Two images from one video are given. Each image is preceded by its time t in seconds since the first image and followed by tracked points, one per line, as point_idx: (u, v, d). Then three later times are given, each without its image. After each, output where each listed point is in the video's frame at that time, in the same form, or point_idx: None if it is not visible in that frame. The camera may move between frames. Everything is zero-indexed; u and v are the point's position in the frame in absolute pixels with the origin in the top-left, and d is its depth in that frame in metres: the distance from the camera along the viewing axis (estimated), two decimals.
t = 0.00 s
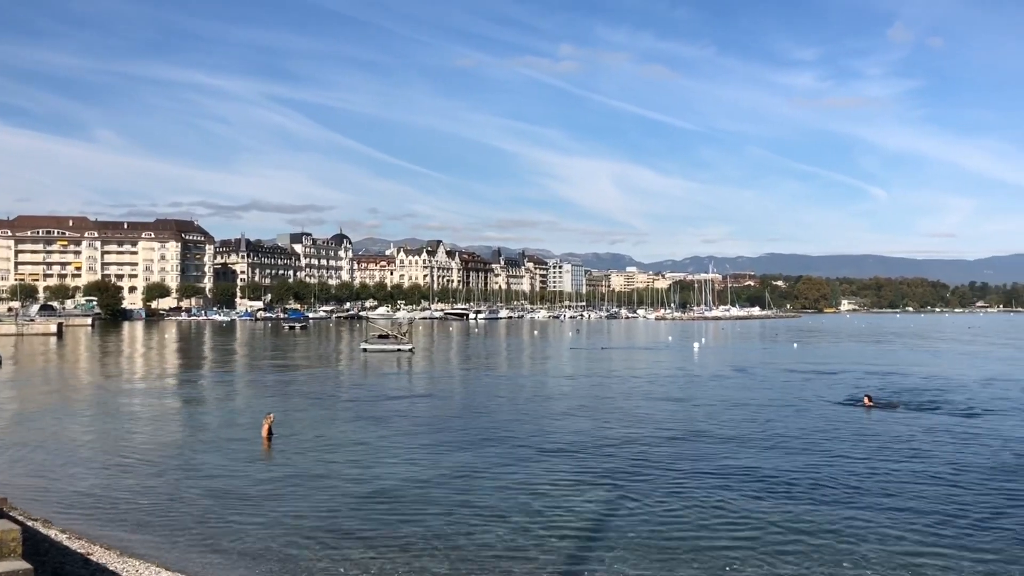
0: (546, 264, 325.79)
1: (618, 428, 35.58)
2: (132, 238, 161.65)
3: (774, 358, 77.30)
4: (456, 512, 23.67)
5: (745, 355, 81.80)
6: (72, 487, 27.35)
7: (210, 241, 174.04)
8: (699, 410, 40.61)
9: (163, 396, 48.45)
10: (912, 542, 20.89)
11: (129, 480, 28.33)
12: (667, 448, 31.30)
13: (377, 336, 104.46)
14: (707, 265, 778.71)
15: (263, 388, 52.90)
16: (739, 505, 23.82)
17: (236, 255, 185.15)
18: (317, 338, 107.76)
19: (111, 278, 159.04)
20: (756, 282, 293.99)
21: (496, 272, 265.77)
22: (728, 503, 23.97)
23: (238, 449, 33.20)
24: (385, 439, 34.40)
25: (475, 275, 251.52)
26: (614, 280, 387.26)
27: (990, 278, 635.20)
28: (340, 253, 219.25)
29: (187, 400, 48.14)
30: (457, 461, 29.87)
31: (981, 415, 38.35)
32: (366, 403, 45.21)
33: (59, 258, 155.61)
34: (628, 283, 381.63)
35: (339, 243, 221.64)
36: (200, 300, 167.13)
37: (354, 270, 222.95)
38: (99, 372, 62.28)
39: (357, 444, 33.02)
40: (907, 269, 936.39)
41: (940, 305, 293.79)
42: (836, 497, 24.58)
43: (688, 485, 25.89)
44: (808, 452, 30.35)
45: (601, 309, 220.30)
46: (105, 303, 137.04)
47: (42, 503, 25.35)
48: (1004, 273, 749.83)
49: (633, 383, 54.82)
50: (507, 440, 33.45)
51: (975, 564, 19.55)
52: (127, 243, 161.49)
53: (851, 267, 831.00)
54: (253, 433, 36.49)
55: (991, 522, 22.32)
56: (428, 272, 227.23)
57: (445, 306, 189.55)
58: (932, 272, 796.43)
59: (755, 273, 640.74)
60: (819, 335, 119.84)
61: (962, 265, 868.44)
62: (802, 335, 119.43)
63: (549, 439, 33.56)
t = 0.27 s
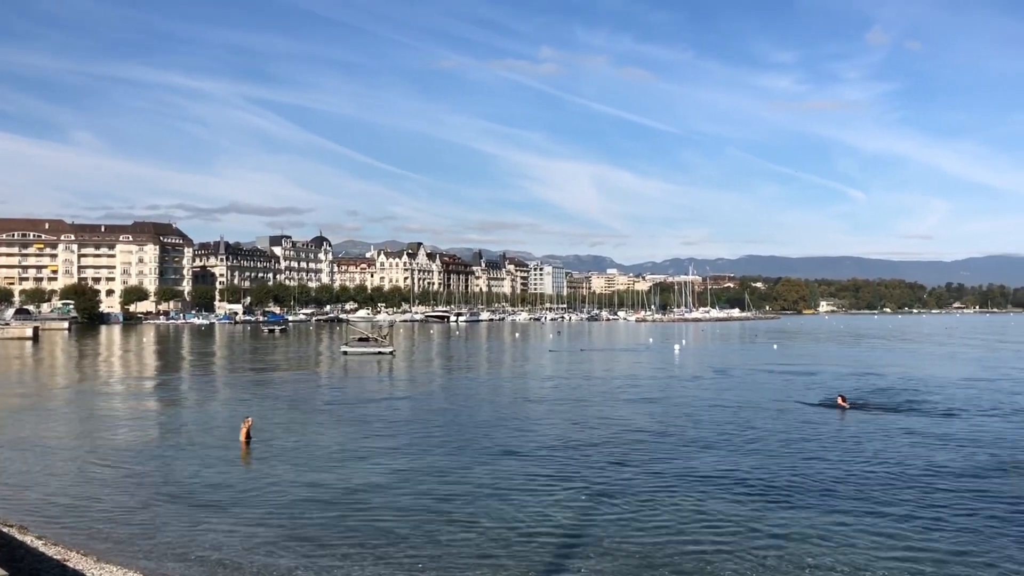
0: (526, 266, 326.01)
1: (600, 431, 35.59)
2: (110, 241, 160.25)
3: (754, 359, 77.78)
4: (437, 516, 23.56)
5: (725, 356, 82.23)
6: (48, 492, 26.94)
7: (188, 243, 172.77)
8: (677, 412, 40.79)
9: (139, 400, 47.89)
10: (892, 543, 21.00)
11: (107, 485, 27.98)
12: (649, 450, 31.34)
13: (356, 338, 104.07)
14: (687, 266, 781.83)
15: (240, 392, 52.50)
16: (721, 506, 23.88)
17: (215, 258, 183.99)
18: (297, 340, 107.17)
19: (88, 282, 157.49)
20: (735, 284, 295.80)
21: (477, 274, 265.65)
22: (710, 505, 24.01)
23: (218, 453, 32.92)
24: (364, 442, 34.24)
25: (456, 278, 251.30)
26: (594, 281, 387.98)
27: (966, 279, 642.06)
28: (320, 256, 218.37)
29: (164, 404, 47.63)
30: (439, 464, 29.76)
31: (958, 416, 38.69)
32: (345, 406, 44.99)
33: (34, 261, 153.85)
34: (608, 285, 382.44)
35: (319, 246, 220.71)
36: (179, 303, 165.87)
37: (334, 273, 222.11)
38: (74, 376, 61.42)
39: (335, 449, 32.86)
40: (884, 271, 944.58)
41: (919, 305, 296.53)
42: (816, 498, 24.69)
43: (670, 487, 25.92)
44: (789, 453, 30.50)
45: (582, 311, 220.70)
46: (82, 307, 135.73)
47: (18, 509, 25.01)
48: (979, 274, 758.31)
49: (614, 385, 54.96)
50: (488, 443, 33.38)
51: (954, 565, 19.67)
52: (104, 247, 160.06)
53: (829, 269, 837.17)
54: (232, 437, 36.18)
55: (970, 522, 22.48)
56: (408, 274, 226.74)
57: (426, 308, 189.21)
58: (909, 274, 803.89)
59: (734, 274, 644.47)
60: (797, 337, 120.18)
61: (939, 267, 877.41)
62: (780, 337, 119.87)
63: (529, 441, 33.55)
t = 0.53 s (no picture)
0: (508, 268, 325.66)
1: (583, 433, 35.35)
2: (87, 243, 158.54)
3: (735, 361, 77.92)
4: (417, 520, 23.19)
5: (706, 357, 82.34)
6: (23, 497, 26.46)
7: (167, 245, 171.28)
8: (659, 414, 40.80)
9: (116, 403, 47.22)
10: (877, 547, 20.85)
11: (82, 490, 27.44)
12: (632, 453, 31.12)
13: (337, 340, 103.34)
14: (668, 268, 784.41)
15: (220, 395, 51.93)
16: (705, 510, 23.67)
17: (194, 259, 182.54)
18: (277, 343, 106.28)
19: (65, 284, 155.77)
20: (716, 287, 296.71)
21: (459, 276, 265.08)
22: (694, 508, 23.78)
23: (196, 457, 32.40)
24: (346, 444, 33.97)
25: (437, 280, 250.60)
26: (576, 283, 387.98)
27: (944, 281, 647.85)
28: (301, 258, 217.12)
29: (142, 406, 47.02)
30: (421, 468, 29.41)
31: (941, 418, 38.70)
32: (326, 409, 44.64)
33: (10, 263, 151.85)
34: (590, 287, 382.77)
35: (299, 248, 219.40)
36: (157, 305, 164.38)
37: (315, 275, 220.90)
38: (49, 379, 60.50)
39: (317, 452, 32.57)
40: (863, 273, 951.42)
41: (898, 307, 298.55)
42: (800, 501, 24.54)
43: (654, 490, 25.70)
44: (773, 456, 30.36)
45: (564, 313, 220.63)
46: (59, 309, 134.18)
47: None
48: (957, 276, 765.44)
49: (597, 387, 54.80)
50: (470, 445, 33.05)
51: (939, 568, 19.53)
52: (81, 248, 158.32)
53: (809, 271, 842.40)
54: (211, 441, 35.66)
55: (953, 525, 22.38)
56: (389, 276, 225.80)
57: (407, 311, 188.44)
58: (887, 276, 810.51)
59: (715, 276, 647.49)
60: (779, 339, 120.67)
61: (917, 269, 885.07)
62: (761, 339, 120.30)
63: (511, 443, 33.45)
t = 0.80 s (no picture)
0: (490, 269, 325.52)
1: (566, 435, 35.22)
2: (65, 244, 156.97)
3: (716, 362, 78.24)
4: (399, 524, 22.94)
5: (687, 359, 82.56)
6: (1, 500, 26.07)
7: (146, 246, 169.94)
8: (641, 415, 40.87)
9: (94, 406, 46.68)
10: (860, 547, 20.77)
11: (61, 493, 27.08)
12: (615, 455, 31.04)
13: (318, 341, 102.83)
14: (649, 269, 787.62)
15: (200, 397, 51.45)
16: (688, 510, 23.60)
17: (174, 261, 181.14)
18: (258, 344, 105.59)
19: (42, 285, 154.09)
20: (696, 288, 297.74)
21: (441, 277, 264.78)
22: (679, 510, 23.66)
23: (175, 459, 32.02)
24: (328, 447, 33.76)
25: (418, 281, 249.99)
26: (557, 285, 388.40)
27: (921, 283, 653.69)
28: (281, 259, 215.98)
29: (120, 408, 46.51)
30: (404, 469, 29.24)
31: (921, 418, 38.84)
32: (307, 410, 44.36)
33: None
34: (571, 288, 383.16)
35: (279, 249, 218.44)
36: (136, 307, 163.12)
37: (295, 276, 219.75)
38: (25, 381, 59.73)
39: (299, 454, 32.35)
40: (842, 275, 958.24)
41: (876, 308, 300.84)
42: (780, 501, 24.51)
43: (637, 492, 25.55)
44: (756, 457, 30.35)
45: (545, 314, 220.64)
46: (36, 310, 132.71)
47: None
48: (933, 278, 772.94)
49: (578, 388, 54.80)
50: (453, 448, 32.85)
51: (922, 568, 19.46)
52: (59, 249, 156.71)
53: (788, 272, 847.46)
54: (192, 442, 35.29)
55: (936, 526, 22.35)
56: (370, 277, 225.12)
57: (388, 312, 187.90)
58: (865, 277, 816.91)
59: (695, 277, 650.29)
60: (759, 340, 121.43)
61: (894, 270, 892.83)
62: (741, 341, 120.94)
63: (494, 444, 33.38)
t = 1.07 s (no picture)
0: (471, 270, 325.16)
1: (546, 436, 35.02)
2: (41, 244, 155.26)
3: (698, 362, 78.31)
4: (375, 527, 22.60)
5: (669, 359, 82.67)
6: None
7: (124, 247, 168.43)
8: (621, 415, 40.85)
9: (70, 408, 46.05)
10: (839, 547, 20.65)
11: (35, 495, 26.62)
12: (596, 456, 30.84)
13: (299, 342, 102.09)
14: (631, 271, 789.81)
15: (179, 398, 50.95)
16: (668, 512, 23.43)
17: (152, 262, 179.62)
18: (238, 345, 104.75)
19: (18, 286, 152.33)
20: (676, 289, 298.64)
21: (422, 278, 264.06)
22: (659, 511, 23.47)
23: (150, 462, 31.55)
24: (306, 448, 33.49)
25: (399, 282, 249.14)
26: (539, 286, 388.36)
27: (900, 284, 659.32)
28: (261, 260, 214.65)
29: (97, 410, 45.92)
30: (382, 472, 28.91)
31: (898, 418, 39.03)
32: (286, 412, 43.98)
33: None
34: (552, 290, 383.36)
35: (259, 250, 216.99)
36: (114, 308, 161.60)
37: (275, 277, 218.44)
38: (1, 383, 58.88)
39: (278, 455, 32.04)
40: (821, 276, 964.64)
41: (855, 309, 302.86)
42: (760, 502, 24.37)
43: (617, 494, 25.35)
44: (736, 457, 30.25)
45: (526, 315, 220.30)
46: (12, 311, 131.09)
47: None
48: (911, 279, 779.77)
49: (560, 388, 54.67)
50: (432, 450, 32.55)
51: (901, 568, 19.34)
52: (36, 250, 154.96)
53: (768, 273, 852.38)
54: (168, 445, 34.81)
55: (915, 524, 22.26)
56: (351, 278, 224.14)
57: (368, 313, 187.03)
58: (844, 278, 823.02)
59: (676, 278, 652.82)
60: (739, 340, 122.04)
61: (873, 271, 899.66)
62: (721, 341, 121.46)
63: (474, 445, 33.21)
